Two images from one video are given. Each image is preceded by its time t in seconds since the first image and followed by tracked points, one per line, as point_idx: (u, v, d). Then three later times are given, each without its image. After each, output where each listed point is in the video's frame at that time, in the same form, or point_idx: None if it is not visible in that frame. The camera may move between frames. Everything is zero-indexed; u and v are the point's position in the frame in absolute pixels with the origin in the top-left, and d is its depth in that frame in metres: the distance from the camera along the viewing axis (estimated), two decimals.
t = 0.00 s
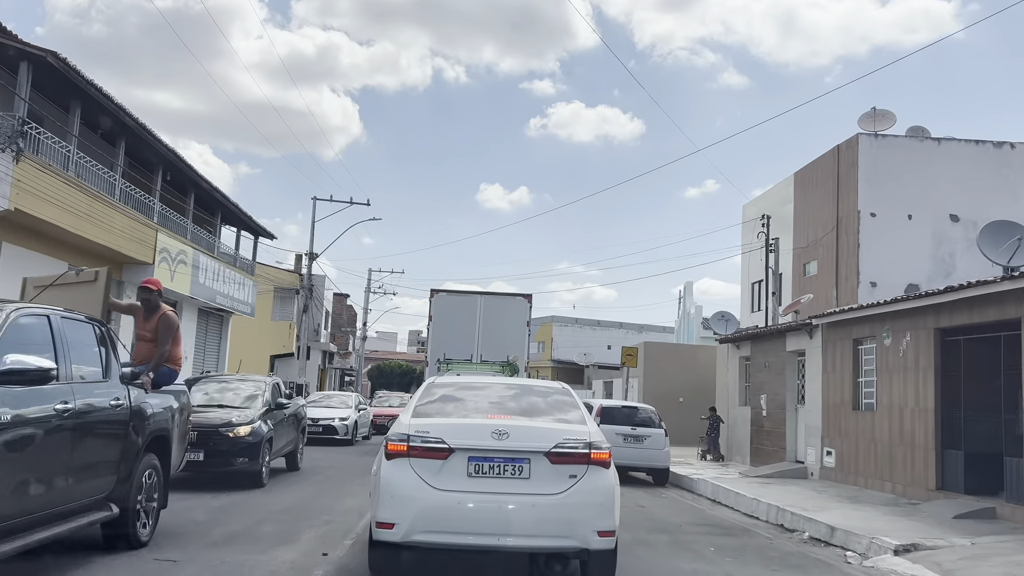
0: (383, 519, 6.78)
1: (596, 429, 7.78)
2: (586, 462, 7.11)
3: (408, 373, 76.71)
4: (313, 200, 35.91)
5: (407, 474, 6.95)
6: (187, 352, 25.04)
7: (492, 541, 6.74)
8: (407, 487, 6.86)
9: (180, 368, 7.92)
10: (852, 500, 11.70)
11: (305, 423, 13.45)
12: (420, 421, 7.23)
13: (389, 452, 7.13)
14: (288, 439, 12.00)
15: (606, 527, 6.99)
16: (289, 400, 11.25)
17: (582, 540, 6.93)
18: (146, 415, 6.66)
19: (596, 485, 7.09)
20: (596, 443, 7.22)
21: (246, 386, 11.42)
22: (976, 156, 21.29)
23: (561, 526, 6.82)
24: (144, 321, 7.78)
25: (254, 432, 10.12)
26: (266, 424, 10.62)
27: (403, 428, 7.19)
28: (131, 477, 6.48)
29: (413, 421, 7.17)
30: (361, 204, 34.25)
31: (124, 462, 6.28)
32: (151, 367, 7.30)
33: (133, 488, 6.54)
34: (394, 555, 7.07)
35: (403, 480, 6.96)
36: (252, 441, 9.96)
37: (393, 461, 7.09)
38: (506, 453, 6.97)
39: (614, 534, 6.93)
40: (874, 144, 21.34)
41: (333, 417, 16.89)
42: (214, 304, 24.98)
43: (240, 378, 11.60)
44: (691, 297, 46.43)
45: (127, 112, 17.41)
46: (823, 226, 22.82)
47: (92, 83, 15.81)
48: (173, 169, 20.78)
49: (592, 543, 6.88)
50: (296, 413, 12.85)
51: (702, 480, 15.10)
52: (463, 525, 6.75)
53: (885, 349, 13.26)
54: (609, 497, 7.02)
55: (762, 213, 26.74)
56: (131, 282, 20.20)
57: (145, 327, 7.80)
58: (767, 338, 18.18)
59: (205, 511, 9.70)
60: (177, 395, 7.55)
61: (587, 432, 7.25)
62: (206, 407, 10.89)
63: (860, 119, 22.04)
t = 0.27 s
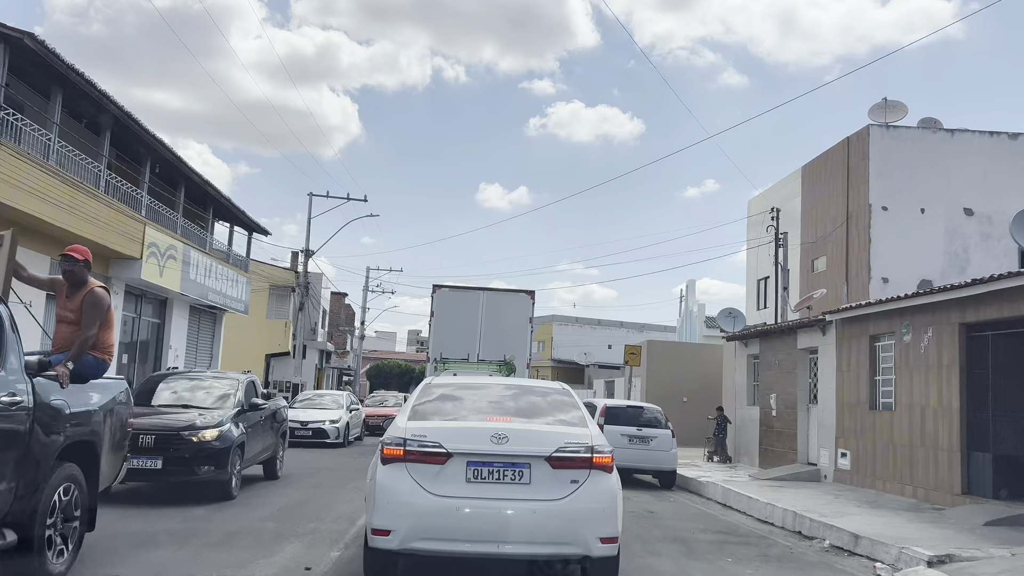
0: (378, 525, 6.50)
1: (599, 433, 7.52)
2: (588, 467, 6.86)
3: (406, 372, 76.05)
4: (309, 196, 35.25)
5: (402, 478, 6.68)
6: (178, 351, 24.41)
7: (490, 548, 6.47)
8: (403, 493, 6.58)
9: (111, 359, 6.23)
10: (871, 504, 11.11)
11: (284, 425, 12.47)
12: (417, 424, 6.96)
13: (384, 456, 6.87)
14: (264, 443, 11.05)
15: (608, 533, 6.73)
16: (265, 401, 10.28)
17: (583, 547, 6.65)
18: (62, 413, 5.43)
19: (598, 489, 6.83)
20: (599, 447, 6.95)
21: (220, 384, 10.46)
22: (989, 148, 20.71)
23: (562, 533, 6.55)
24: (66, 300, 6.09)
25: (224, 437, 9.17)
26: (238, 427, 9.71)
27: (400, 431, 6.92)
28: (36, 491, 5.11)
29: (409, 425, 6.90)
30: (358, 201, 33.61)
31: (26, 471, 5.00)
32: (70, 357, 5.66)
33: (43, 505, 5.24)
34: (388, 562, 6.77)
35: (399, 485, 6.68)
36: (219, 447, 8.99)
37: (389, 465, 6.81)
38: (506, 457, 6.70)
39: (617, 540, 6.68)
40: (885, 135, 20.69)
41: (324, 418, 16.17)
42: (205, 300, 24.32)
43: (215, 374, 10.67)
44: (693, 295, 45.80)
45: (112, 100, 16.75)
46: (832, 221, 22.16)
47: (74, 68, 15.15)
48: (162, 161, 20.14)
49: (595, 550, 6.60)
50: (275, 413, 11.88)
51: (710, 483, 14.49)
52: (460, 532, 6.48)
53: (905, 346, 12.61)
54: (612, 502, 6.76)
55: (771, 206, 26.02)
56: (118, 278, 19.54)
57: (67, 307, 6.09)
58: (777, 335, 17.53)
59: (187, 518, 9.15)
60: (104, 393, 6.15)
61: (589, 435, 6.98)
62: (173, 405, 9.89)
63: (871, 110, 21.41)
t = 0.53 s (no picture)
0: (373, 532, 6.28)
1: (600, 434, 7.32)
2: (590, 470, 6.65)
3: (406, 371, 75.39)
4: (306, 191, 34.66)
5: (398, 483, 6.44)
6: (170, 349, 23.83)
7: (488, 555, 6.26)
8: (398, 498, 6.36)
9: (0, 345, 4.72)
10: (892, 510, 10.53)
11: (262, 427, 11.50)
12: (413, 426, 6.73)
13: (380, 460, 6.64)
14: (235, 447, 10.09)
15: (608, 539, 6.54)
16: (235, 402, 9.28)
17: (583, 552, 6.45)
18: None
19: (599, 494, 6.61)
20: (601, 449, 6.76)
21: (187, 382, 9.48)
22: (1002, 140, 20.19)
23: (562, 539, 6.35)
24: None
25: (184, 442, 8.17)
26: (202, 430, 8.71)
27: (395, 434, 6.68)
28: None
29: (405, 427, 6.66)
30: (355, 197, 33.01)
31: None
32: None
33: None
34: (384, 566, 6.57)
35: (394, 490, 6.43)
36: (177, 454, 7.99)
37: (384, 469, 6.58)
38: (505, 461, 6.48)
39: (618, 546, 6.49)
40: (897, 127, 20.09)
41: (315, 417, 15.52)
42: (198, 297, 23.67)
43: (182, 372, 9.76)
44: (695, 293, 45.21)
45: (96, 87, 16.10)
46: (842, 215, 21.54)
47: (56, 53, 14.51)
48: (151, 153, 19.53)
49: (596, 556, 6.40)
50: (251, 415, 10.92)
51: (720, 486, 13.91)
52: (458, 538, 6.27)
53: (927, 342, 11.98)
54: (613, 507, 6.56)
55: (779, 199, 25.30)
56: (105, 274, 18.87)
57: None
58: (787, 333, 16.89)
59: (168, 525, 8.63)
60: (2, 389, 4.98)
61: (591, 439, 6.78)
62: (129, 405, 8.87)
63: (882, 101, 20.80)
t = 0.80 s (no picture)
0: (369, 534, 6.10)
1: (602, 434, 7.15)
2: (591, 471, 6.48)
3: (405, 372, 74.77)
4: (302, 189, 34.13)
5: (394, 484, 6.27)
6: (162, 348, 23.30)
7: (486, 558, 6.08)
8: (394, 499, 6.19)
9: None
10: (915, 515, 9.99)
11: (235, 431, 10.46)
12: (411, 426, 6.55)
13: (376, 462, 6.46)
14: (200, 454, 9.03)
15: (610, 542, 6.37)
16: (196, 403, 8.21)
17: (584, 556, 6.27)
18: None
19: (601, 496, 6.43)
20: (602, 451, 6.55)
21: (149, 380, 8.45)
22: (1016, 133, 19.64)
23: (563, 541, 6.17)
24: None
25: (130, 451, 7.09)
26: (158, 436, 7.65)
27: (391, 434, 6.51)
28: None
29: (402, 428, 6.49)
30: (353, 194, 32.50)
31: None
32: None
33: None
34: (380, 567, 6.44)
35: (391, 492, 6.25)
36: (120, 465, 6.92)
37: (380, 471, 6.39)
38: (504, 462, 6.30)
39: (620, 548, 6.32)
40: (908, 119, 19.53)
41: (305, 418, 14.92)
42: (191, 295, 23.09)
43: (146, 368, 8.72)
44: (698, 292, 44.64)
45: (80, 75, 15.51)
46: (851, 211, 20.96)
47: (35, 38, 13.92)
48: (141, 146, 18.99)
49: (597, 559, 6.23)
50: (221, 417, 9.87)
51: (729, 490, 13.35)
52: (455, 541, 6.10)
53: (949, 340, 11.40)
54: (615, 509, 6.39)
55: (788, 192, 24.56)
56: (92, 270, 18.27)
57: None
58: (798, 330, 16.30)
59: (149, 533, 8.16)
60: None
61: (592, 439, 6.60)
62: (77, 405, 7.80)
63: (892, 93, 20.24)
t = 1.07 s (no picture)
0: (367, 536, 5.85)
1: (602, 433, 6.93)
2: (592, 472, 6.23)
3: (405, 372, 74.23)
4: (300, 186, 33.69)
5: (391, 486, 6.00)
6: (156, 348, 22.82)
7: (485, 560, 5.84)
8: (392, 501, 5.93)
9: None
10: (940, 522, 9.44)
11: (202, 436, 9.29)
12: (409, 425, 6.28)
13: (375, 462, 6.18)
14: (155, 462, 7.84)
15: (611, 543, 6.15)
16: (146, 405, 7.08)
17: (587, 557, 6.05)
18: None
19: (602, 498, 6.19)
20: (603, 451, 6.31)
21: (99, 377, 7.28)
22: None
23: (563, 543, 5.93)
24: None
25: (59, 462, 5.93)
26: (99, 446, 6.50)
27: (389, 434, 6.25)
28: None
29: (399, 427, 6.23)
30: (353, 192, 32.10)
31: None
32: None
33: None
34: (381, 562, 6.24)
35: (389, 493, 5.98)
36: (46, 479, 5.78)
37: (378, 472, 6.12)
38: (504, 461, 6.05)
39: (621, 550, 6.08)
40: (920, 111, 18.99)
41: (294, 419, 14.39)
42: (184, 293, 22.56)
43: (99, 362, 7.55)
44: (700, 292, 44.05)
45: (64, 63, 14.95)
46: (861, 205, 20.42)
47: (16, 24, 13.38)
48: (131, 139, 18.43)
49: (598, 561, 6.00)
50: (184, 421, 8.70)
51: (741, 495, 12.76)
52: (453, 542, 5.85)
53: (972, 337, 10.85)
54: (617, 509, 6.16)
55: (797, 186, 23.94)
56: (80, 266, 17.71)
57: None
58: (809, 328, 15.75)
59: (132, 541, 7.81)
60: None
61: (592, 439, 6.36)
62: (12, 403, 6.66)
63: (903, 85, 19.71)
